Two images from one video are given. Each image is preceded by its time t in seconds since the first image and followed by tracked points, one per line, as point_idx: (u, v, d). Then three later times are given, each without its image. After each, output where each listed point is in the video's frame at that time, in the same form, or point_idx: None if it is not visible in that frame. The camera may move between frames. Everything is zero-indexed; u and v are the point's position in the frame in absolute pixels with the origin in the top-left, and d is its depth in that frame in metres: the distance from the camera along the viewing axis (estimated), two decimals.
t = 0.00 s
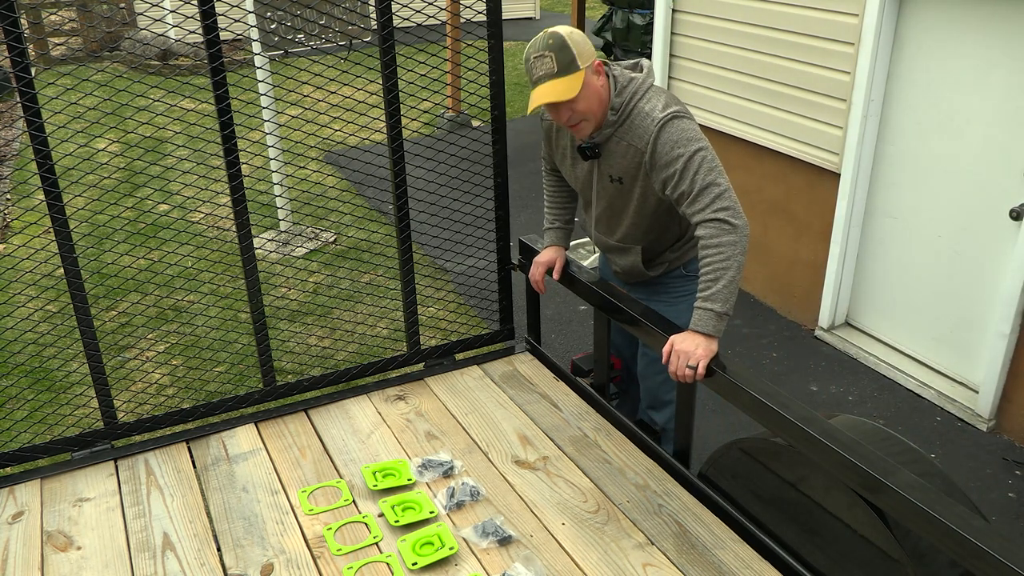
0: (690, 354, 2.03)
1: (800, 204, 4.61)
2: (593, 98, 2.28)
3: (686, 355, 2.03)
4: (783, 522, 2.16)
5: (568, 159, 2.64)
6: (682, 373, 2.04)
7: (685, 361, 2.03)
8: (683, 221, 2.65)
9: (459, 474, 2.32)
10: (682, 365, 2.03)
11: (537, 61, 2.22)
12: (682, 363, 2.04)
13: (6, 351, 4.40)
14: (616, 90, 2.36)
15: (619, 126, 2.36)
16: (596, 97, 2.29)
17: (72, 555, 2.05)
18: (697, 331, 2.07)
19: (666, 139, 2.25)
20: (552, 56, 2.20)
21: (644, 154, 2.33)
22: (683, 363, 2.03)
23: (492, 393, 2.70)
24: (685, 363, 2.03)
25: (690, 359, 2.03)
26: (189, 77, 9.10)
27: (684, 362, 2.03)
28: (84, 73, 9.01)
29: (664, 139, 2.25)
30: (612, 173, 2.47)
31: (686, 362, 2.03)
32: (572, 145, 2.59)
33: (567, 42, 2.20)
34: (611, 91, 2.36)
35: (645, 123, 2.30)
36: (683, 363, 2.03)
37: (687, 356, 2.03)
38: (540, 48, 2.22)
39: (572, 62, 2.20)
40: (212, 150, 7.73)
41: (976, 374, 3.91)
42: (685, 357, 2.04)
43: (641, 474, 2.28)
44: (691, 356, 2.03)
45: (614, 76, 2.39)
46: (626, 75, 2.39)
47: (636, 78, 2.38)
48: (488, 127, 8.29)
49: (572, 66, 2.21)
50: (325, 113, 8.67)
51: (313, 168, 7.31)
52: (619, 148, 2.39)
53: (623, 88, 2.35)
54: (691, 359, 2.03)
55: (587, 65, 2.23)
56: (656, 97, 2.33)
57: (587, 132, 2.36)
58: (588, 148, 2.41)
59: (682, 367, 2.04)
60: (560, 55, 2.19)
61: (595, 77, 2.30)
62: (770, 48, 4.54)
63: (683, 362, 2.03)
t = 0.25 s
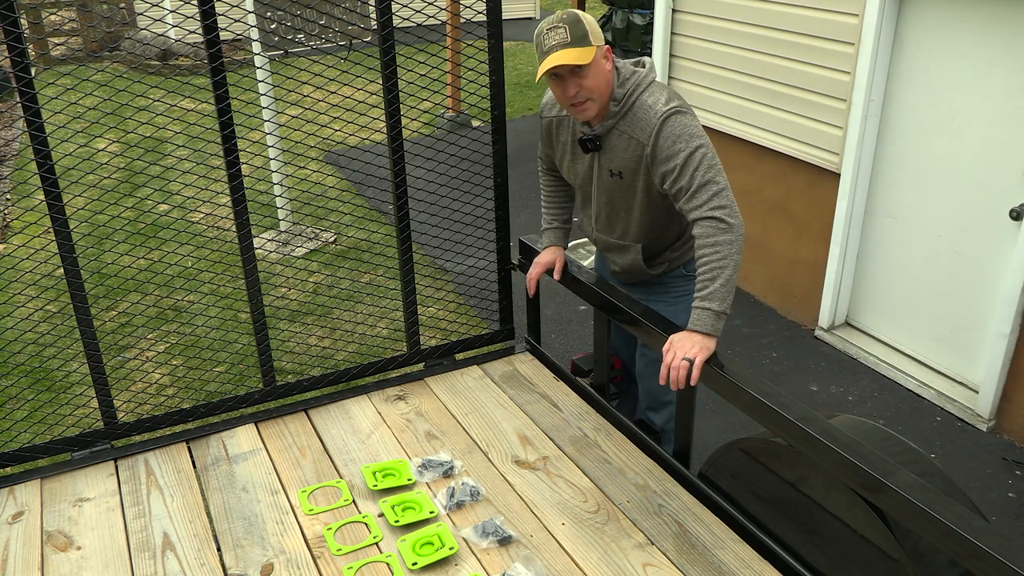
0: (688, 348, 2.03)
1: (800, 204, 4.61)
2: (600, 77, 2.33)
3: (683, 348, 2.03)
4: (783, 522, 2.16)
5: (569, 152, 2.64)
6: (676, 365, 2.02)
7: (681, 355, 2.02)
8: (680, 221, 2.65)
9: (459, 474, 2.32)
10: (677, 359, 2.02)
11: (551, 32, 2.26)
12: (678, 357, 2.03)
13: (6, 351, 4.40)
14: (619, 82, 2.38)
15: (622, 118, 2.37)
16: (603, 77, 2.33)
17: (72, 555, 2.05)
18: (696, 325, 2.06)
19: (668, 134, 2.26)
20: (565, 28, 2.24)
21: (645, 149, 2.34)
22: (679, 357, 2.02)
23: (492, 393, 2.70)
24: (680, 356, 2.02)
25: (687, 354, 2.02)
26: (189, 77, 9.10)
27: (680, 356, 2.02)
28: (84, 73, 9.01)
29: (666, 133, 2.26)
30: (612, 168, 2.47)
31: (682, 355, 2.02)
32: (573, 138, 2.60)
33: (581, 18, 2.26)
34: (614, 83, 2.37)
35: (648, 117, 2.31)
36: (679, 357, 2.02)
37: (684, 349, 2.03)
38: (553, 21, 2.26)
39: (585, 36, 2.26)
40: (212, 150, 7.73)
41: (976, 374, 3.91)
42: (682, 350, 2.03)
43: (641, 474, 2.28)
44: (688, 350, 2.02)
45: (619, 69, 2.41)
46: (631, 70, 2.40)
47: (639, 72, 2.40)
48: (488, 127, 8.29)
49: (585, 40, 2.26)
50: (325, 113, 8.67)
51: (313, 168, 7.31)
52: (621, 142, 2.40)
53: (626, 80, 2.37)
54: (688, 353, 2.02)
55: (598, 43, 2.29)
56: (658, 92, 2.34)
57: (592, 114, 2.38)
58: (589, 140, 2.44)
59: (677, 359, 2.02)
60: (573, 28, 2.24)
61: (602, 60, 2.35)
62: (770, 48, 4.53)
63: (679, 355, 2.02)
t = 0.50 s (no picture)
0: (687, 346, 2.03)
1: (800, 204, 4.61)
2: (603, 75, 2.33)
3: (683, 346, 2.03)
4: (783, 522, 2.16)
5: (568, 152, 2.64)
6: (675, 365, 2.02)
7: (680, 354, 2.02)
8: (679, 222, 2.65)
9: (460, 474, 2.32)
10: (677, 358, 2.02)
11: (556, 27, 2.27)
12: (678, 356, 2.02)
13: (6, 351, 4.40)
14: (619, 82, 2.38)
15: (622, 119, 2.37)
16: (605, 75, 2.34)
17: (72, 555, 2.05)
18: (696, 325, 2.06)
19: (668, 135, 2.26)
20: (571, 24, 2.25)
21: (645, 149, 2.34)
22: (678, 356, 2.02)
23: (492, 393, 2.70)
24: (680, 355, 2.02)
25: (686, 352, 2.02)
26: (189, 77, 9.10)
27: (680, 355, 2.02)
28: (84, 74, 9.01)
29: (666, 134, 2.26)
30: (612, 168, 2.47)
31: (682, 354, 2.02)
32: (572, 139, 2.60)
33: (587, 15, 2.27)
34: (615, 83, 2.37)
35: (649, 118, 2.31)
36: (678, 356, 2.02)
37: (683, 348, 2.03)
38: (559, 16, 2.27)
39: (591, 34, 2.27)
40: (212, 150, 7.74)
41: (976, 374, 3.91)
42: (682, 349, 2.03)
43: (641, 474, 2.28)
44: (688, 349, 2.02)
45: (619, 70, 2.41)
46: (631, 70, 2.40)
47: (639, 72, 2.40)
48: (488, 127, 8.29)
49: (590, 37, 2.27)
50: (325, 112, 8.67)
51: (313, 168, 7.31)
52: (621, 142, 2.40)
53: (626, 81, 2.37)
54: (687, 351, 2.02)
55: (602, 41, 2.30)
56: (659, 93, 2.34)
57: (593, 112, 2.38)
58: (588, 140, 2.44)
59: (676, 358, 2.02)
60: (579, 24, 2.26)
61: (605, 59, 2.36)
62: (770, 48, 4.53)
63: (679, 354, 2.02)
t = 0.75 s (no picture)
0: (686, 345, 2.03)
1: (800, 204, 4.61)
2: (603, 76, 2.34)
3: (681, 345, 2.03)
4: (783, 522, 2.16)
5: (567, 153, 2.64)
6: (672, 363, 2.01)
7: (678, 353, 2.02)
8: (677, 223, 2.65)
9: (460, 474, 2.32)
10: (675, 357, 2.01)
11: (557, 29, 2.27)
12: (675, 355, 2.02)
13: (6, 351, 4.40)
14: (618, 84, 2.38)
15: (621, 121, 2.38)
16: (605, 77, 2.35)
17: (72, 555, 2.05)
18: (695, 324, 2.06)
19: (668, 136, 2.26)
20: (573, 25, 2.26)
21: (644, 150, 2.34)
22: (676, 355, 2.01)
23: (492, 393, 2.70)
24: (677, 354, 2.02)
25: (684, 351, 2.02)
26: (189, 77, 9.11)
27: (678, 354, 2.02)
28: (84, 74, 9.02)
29: (666, 135, 2.27)
30: (611, 169, 2.47)
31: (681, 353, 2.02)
32: (571, 140, 2.60)
33: (588, 17, 2.28)
34: (614, 85, 2.38)
35: (648, 119, 2.31)
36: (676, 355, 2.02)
37: (682, 347, 2.02)
38: (561, 17, 2.28)
39: (592, 36, 2.27)
40: (212, 150, 7.74)
41: (976, 374, 3.91)
42: (680, 348, 2.03)
43: (641, 474, 2.28)
44: (687, 347, 2.02)
45: (618, 71, 2.41)
46: (630, 72, 2.40)
47: (639, 74, 2.40)
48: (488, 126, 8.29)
49: (591, 39, 2.27)
50: (325, 112, 8.68)
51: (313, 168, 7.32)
52: (620, 143, 2.40)
53: (626, 82, 2.38)
54: (686, 350, 2.02)
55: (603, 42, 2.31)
56: (658, 94, 2.35)
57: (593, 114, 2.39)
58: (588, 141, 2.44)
59: (674, 356, 2.01)
60: (580, 26, 2.26)
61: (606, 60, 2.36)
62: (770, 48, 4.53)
63: (677, 353, 2.02)
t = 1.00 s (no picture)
0: (688, 347, 2.02)
1: (800, 204, 4.61)
2: (601, 84, 2.31)
3: (683, 347, 2.02)
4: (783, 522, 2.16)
5: (567, 152, 2.64)
6: (675, 364, 2.01)
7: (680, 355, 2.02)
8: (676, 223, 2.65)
9: (459, 474, 2.32)
10: (676, 359, 2.01)
11: (552, 40, 2.24)
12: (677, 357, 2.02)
13: (6, 351, 4.40)
14: (619, 83, 2.38)
15: (621, 120, 2.38)
16: (603, 84, 2.32)
17: (72, 555, 2.05)
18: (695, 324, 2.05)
19: (668, 136, 2.26)
20: (567, 36, 2.22)
21: (644, 150, 2.34)
22: (678, 357, 2.01)
23: (492, 392, 2.70)
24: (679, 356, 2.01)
25: (686, 354, 2.01)
26: (189, 77, 9.12)
27: (679, 356, 2.01)
28: (84, 74, 9.03)
29: (666, 135, 2.26)
30: (611, 168, 2.47)
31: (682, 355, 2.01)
32: (572, 139, 2.60)
33: (583, 24, 2.23)
34: (615, 84, 2.38)
35: (648, 118, 2.31)
36: (678, 356, 2.01)
37: (684, 348, 2.02)
38: (555, 26, 2.24)
39: (587, 45, 2.24)
40: (212, 150, 7.75)
41: (976, 374, 3.91)
42: (681, 350, 2.02)
43: (641, 474, 2.28)
44: (688, 349, 2.02)
45: (619, 71, 2.41)
46: (632, 71, 2.41)
47: (640, 73, 2.40)
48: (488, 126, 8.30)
49: (585, 49, 2.24)
50: (325, 112, 8.68)
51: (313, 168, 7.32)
52: (620, 142, 2.40)
53: (627, 82, 2.38)
54: (687, 352, 2.01)
55: (599, 49, 2.27)
56: (659, 94, 2.35)
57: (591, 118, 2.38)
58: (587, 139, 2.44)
59: (676, 358, 2.01)
60: (575, 36, 2.22)
61: (603, 64, 2.33)
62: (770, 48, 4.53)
63: (679, 355, 2.01)
